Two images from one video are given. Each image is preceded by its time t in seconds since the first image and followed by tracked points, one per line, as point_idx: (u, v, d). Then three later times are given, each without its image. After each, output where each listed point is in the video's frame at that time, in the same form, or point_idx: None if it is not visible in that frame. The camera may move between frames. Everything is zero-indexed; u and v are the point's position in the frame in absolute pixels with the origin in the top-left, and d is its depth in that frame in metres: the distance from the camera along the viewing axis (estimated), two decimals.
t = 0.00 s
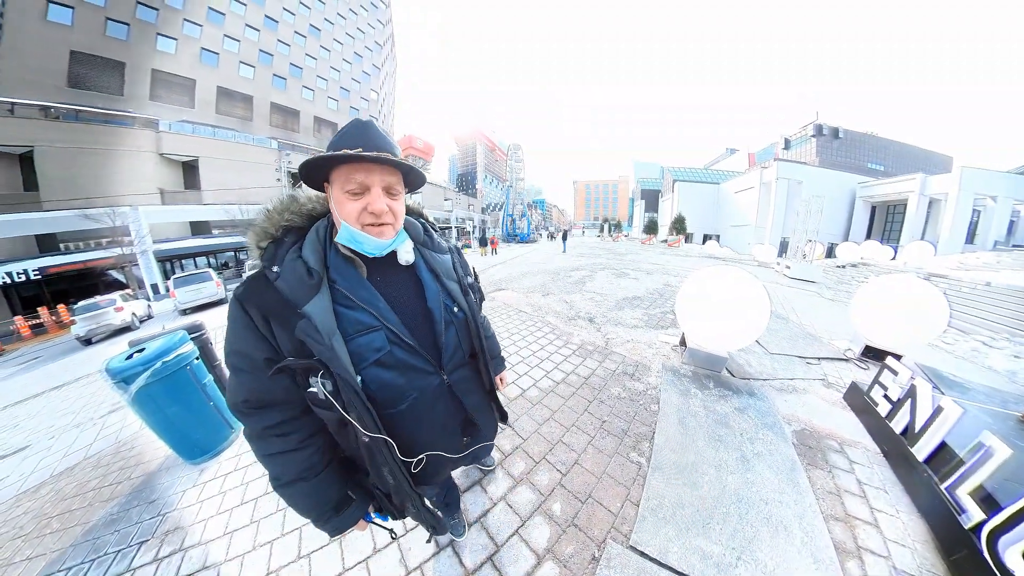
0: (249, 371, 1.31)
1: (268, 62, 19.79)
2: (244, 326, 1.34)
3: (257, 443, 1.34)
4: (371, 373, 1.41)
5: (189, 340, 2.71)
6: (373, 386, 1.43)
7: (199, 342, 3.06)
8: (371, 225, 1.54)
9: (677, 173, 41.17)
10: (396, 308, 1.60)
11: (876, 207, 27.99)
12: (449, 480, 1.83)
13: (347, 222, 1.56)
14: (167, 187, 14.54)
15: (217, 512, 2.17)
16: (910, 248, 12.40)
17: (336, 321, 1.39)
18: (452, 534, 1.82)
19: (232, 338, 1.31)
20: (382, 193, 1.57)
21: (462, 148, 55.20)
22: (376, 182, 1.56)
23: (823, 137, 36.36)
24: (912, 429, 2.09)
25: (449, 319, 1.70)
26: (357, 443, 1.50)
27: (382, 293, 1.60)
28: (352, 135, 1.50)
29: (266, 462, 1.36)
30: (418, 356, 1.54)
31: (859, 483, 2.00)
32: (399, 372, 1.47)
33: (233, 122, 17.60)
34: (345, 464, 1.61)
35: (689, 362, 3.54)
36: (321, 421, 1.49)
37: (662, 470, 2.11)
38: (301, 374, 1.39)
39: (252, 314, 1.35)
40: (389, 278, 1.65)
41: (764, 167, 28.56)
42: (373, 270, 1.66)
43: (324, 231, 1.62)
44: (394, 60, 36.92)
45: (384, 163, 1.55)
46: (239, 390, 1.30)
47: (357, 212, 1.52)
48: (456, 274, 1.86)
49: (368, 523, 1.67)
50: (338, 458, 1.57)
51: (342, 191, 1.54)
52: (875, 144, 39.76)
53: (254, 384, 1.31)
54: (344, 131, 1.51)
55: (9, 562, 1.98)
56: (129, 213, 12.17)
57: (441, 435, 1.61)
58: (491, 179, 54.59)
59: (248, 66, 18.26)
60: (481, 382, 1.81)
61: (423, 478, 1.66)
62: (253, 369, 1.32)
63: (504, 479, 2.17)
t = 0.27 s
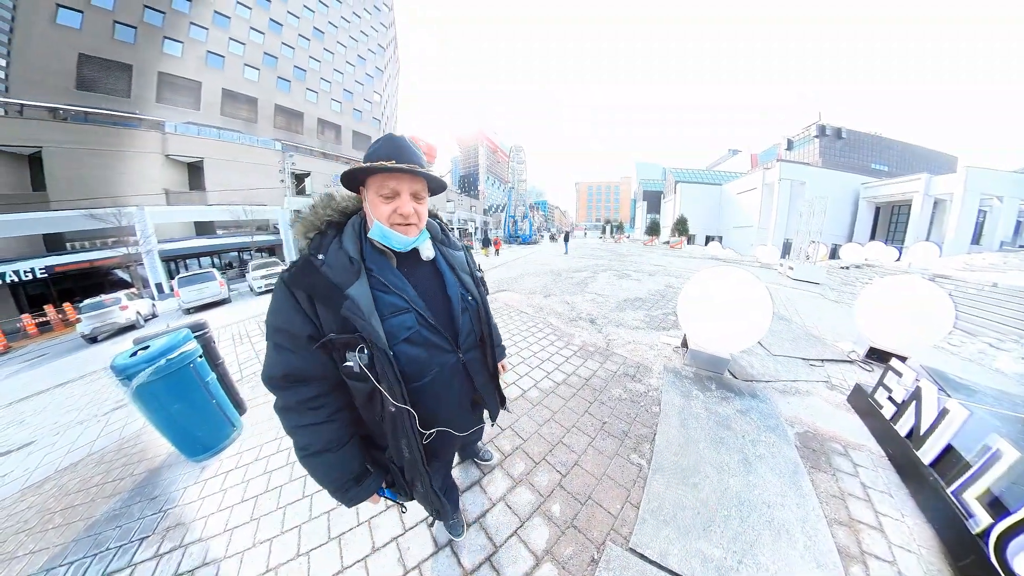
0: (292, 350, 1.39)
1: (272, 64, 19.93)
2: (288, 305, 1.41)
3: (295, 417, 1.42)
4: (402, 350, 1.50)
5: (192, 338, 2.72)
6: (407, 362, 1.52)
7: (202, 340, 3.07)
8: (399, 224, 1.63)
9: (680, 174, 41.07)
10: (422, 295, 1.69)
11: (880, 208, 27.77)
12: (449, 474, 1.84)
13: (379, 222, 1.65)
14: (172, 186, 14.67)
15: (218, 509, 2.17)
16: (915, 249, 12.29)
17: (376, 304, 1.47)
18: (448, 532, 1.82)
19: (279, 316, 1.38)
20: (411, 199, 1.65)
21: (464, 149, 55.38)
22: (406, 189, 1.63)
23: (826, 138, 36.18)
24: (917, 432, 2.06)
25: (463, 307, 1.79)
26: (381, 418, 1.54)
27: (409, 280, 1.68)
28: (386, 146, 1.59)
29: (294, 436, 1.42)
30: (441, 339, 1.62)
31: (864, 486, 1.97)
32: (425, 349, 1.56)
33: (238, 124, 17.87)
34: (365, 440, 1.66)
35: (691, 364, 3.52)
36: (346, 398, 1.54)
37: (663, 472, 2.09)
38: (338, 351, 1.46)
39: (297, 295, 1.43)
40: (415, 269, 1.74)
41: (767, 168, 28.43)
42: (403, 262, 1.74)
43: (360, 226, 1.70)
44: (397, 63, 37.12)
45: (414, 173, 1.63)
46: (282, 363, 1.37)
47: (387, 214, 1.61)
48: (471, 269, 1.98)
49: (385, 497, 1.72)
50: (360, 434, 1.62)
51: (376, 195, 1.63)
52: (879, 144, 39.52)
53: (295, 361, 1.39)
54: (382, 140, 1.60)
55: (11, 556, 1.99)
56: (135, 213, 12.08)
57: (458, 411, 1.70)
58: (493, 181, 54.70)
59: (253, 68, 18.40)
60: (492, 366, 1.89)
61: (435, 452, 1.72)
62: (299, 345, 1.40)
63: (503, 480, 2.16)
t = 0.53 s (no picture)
0: (339, 331, 1.45)
1: (276, 67, 20.17)
2: (336, 291, 1.48)
3: (335, 390, 1.45)
4: (433, 334, 1.55)
5: (195, 339, 2.73)
6: (441, 348, 1.56)
7: (204, 341, 3.09)
8: (427, 224, 1.68)
9: (682, 175, 40.97)
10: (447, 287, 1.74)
11: (885, 208, 27.55)
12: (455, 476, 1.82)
13: (411, 222, 1.72)
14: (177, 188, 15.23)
15: (220, 511, 2.18)
16: (920, 251, 12.19)
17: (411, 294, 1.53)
18: (450, 534, 1.84)
19: (328, 302, 1.45)
20: (439, 203, 1.70)
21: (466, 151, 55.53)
22: (434, 194, 1.68)
23: (829, 138, 35.99)
24: (926, 436, 2.04)
25: (483, 299, 1.81)
26: (411, 393, 1.55)
27: (436, 274, 1.73)
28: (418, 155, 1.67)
29: (337, 406, 1.46)
30: (465, 326, 1.66)
31: (871, 492, 1.95)
32: (451, 334, 1.59)
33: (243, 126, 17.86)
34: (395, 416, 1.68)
35: (695, 366, 3.51)
36: (380, 374, 1.57)
37: (667, 476, 2.08)
38: (376, 331, 1.50)
39: (345, 285, 1.50)
40: (442, 264, 1.79)
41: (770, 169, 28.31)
42: (432, 259, 1.79)
43: (396, 226, 1.77)
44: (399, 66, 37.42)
45: (445, 183, 1.71)
46: (329, 339, 1.43)
47: (419, 216, 1.67)
48: (491, 267, 2.01)
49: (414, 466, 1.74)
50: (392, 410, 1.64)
51: (410, 199, 1.69)
52: (883, 145, 39.27)
53: (338, 339, 1.44)
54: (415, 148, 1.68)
55: (13, 554, 2.00)
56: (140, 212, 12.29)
57: (477, 393, 1.72)
58: (495, 183, 54.86)
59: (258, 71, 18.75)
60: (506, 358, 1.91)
61: (457, 425, 1.70)
62: (346, 327, 1.45)
63: (506, 484, 2.15)
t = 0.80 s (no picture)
0: (349, 319, 1.47)
1: (280, 70, 20.39)
2: (347, 284, 1.52)
3: (339, 373, 1.47)
4: (433, 328, 1.56)
5: (198, 339, 2.75)
6: (442, 344, 1.57)
7: (207, 340, 3.10)
8: (432, 224, 1.69)
9: (684, 176, 40.88)
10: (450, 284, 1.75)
11: (890, 209, 27.35)
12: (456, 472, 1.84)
13: (418, 223, 1.74)
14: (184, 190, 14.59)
15: (221, 510, 2.18)
16: (925, 252, 12.09)
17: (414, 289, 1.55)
18: (449, 529, 1.86)
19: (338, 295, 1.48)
20: (443, 206, 1.73)
21: (469, 153, 55.72)
22: (438, 197, 1.71)
23: (833, 139, 35.79)
24: (932, 440, 2.02)
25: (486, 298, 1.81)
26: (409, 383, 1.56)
27: (440, 273, 1.74)
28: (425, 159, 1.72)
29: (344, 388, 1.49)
30: (466, 324, 1.66)
31: (876, 496, 1.93)
32: (452, 330, 1.60)
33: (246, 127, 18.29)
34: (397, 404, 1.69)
35: (697, 368, 3.50)
36: (384, 362, 1.58)
37: (670, 480, 2.06)
38: (381, 322, 1.52)
39: (357, 279, 1.55)
40: (445, 263, 1.79)
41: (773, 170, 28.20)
42: (437, 259, 1.80)
43: (406, 227, 1.80)
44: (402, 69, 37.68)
45: (450, 188, 1.73)
46: (337, 328, 1.45)
47: (424, 217, 1.69)
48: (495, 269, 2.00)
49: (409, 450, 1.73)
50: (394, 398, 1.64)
51: (418, 203, 1.72)
52: (887, 145, 39.02)
53: (348, 328, 1.46)
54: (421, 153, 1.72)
55: (16, 550, 2.02)
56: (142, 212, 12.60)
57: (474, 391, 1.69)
58: (497, 185, 54.97)
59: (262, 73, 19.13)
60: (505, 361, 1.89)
61: (453, 423, 1.69)
62: (353, 318, 1.47)
63: (507, 487, 2.14)
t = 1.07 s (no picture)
0: (340, 318, 1.51)
1: (285, 72, 20.60)
2: (341, 283, 1.55)
3: (327, 368, 1.49)
4: (420, 329, 1.54)
5: (201, 337, 2.77)
6: (431, 346, 1.56)
7: (211, 340, 3.13)
8: (430, 226, 1.70)
9: (686, 177, 40.82)
10: (444, 286, 1.73)
11: (894, 210, 27.15)
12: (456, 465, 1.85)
13: (416, 224, 1.75)
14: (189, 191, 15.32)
15: (222, 507, 2.19)
16: (930, 253, 11.99)
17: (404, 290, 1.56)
18: (448, 528, 1.86)
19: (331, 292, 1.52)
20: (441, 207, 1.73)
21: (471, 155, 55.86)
22: (437, 198, 1.71)
23: (836, 139, 35.63)
24: (938, 443, 1.99)
25: (481, 301, 1.79)
26: (397, 385, 1.55)
27: (436, 274, 1.73)
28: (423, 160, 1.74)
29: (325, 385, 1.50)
30: (458, 327, 1.64)
31: (882, 500, 1.90)
32: (442, 333, 1.58)
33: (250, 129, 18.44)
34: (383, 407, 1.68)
35: (700, 370, 3.47)
36: (374, 362, 1.60)
37: (671, 482, 2.05)
38: (370, 321, 1.53)
39: (350, 278, 1.57)
40: (440, 266, 1.78)
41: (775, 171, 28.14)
42: (433, 261, 1.79)
43: (405, 230, 1.82)
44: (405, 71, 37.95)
45: (446, 187, 1.73)
46: (330, 325, 1.49)
47: (422, 218, 1.70)
48: (494, 271, 1.97)
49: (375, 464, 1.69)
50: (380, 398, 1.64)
51: (416, 205, 1.73)
52: (891, 146, 38.79)
53: (338, 325, 1.49)
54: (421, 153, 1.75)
55: (20, 545, 2.04)
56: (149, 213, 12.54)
57: (465, 394, 1.66)
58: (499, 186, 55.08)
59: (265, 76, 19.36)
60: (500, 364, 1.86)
61: (442, 428, 1.68)
62: (342, 315, 1.51)
63: (507, 488, 2.14)
